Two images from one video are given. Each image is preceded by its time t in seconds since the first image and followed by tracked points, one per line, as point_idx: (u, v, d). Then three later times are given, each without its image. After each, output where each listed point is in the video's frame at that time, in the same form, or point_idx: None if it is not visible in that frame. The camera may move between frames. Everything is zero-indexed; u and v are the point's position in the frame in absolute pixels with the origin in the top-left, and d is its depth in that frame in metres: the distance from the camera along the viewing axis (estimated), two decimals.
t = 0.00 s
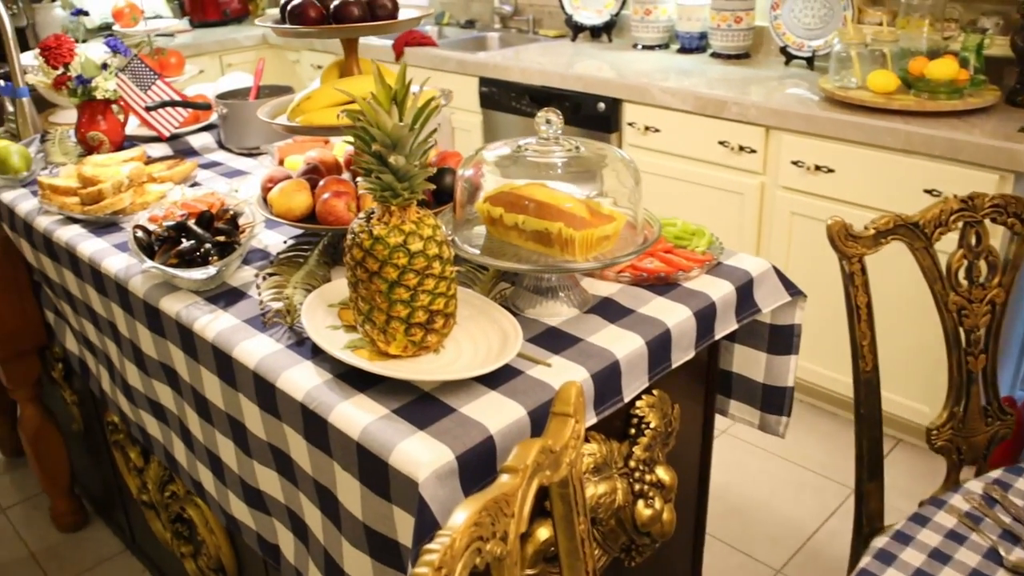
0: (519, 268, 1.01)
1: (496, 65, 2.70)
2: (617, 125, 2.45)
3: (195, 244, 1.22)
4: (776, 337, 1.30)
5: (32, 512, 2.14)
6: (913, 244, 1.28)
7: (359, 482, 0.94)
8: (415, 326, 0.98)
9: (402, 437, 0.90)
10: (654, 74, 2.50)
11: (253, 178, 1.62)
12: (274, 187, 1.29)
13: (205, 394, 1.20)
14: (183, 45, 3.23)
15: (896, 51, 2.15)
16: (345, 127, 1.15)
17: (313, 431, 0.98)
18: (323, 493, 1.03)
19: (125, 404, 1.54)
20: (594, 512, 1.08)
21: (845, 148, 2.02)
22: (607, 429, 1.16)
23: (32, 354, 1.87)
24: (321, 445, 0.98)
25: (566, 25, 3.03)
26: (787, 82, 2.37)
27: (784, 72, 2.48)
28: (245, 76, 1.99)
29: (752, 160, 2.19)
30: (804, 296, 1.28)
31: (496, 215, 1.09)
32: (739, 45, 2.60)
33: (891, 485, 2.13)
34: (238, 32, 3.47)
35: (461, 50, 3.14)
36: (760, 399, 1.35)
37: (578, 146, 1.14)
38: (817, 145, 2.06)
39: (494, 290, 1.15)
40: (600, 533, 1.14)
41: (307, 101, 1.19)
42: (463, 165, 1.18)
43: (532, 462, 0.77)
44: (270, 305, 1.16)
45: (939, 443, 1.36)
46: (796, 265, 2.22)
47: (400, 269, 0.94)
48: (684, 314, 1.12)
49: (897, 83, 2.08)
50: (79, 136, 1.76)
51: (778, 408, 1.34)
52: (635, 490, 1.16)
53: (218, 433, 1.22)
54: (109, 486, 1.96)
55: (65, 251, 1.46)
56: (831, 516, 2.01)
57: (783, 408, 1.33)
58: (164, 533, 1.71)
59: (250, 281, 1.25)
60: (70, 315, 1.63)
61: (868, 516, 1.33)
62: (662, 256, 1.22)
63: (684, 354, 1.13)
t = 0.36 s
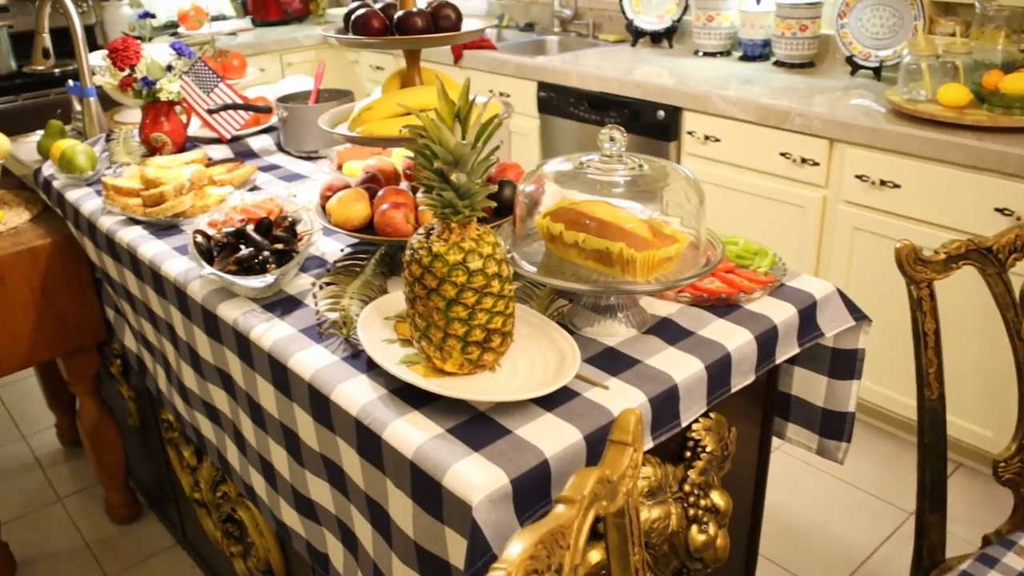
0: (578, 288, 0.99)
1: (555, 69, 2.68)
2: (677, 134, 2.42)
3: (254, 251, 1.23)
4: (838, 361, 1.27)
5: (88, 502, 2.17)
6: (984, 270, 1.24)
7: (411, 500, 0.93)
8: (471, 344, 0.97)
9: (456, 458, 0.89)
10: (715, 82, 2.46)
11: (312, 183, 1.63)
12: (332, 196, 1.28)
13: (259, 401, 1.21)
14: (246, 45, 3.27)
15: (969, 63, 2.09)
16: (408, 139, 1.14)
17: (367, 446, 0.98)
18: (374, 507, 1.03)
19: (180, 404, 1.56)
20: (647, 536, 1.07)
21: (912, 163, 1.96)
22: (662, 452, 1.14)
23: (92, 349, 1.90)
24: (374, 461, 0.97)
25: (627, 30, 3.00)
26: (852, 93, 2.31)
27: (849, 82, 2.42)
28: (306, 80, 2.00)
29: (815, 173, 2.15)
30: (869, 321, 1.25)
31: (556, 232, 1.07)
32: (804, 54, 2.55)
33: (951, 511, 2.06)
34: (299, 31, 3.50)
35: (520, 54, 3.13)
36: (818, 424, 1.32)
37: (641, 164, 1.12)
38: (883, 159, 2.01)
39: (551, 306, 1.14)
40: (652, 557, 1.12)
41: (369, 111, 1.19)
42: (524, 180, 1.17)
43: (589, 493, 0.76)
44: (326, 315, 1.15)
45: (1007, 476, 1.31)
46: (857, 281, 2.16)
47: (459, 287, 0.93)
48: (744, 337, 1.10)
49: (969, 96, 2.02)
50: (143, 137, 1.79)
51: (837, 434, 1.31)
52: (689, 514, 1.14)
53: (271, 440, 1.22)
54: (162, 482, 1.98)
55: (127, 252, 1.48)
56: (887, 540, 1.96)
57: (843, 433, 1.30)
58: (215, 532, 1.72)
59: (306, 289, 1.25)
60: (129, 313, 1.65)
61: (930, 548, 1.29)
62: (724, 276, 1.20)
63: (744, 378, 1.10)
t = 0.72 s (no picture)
0: (628, 310, 0.99)
1: (600, 76, 2.67)
2: (722, 144, 2.40)
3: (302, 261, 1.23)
4: (888, 386, 1.24)
5: (129, 498, 2.20)
6: None
7: (455, 519, 0.93)
8: (519, 363, 0.96)
9: (503, 479, 0.88)
10: (762, 92, 2.44)
11: (358, 190, 1.63)
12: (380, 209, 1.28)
13: (304, 411, 1.21)
14: (292, 45, 3.30)
15: None
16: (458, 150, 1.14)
17: (412, 462, 0.98)
18: (417, 522, 1.03)
19: (224, 408, 1.57)
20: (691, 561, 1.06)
21: (964, 180, 1.92)
22: (706, 475, 1.13)
23: (137, 347, 1.92)
24: (419, 477, 0.97)
25: (673, 37, 2.98)
26: (903, 106, 2.28)
27: (900, 95, 2.38)
28: (353, 84, 2.01)
29: (863, 187, 2.11)
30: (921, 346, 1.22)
31: (606, 250, 1.06)
32: (854, 65, 2.51)
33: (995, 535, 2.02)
34: (345, 32, 3.52)
35: (565, 59, 3.12)
36: (865, 447, 1.30)
37: (694, 184, 1.10)
38: (933, 175, 1.97)
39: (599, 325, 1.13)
40: None
41: (419, 124, 1.19)
42: (574, 197, 1.16)
43: (638, 523, 0.74)
44: (373, 327, 1.16)
45: None
46: (904, 297, 2.13)
47: (509, 306, 0.93)
48: (794, 361, 1.08)
49: None
50: (191, 140, 1.80)
51: (885, 458, 1.28)
52: (733, 539, 1.14)
53: (314, 449, 1.23)
54: (202, 481, 1.99)
55: (175, 256, 1.49)
56: (929, 563, 1.92)
57: (890, 458, 1.27)
58: (253, 533, 1.73)
59: (353, 300, 1.25)
60: (175, 315, 1.67)
61: None
62: (773, 298, 1.18)
63: (792, 403, 1.08)
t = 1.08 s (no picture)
0: (670, 337, 0.98)
1: (637, 85, 2.65)
2: (760, 156, 2.38)
3: (340, 275, 1.23)
4: (929, 414, 1.22)
5: (161, 497, 2.22)
6: None
7: (489, 544, 0.92)
8: (558, 388, 0.96)
9: (540, 507, 0.88)
10: (802, 104, 2.41)
11: (395, 200, 1.63)
12: (419, 224, 1.28)
13: (339, 425, 1.21)
14: (329, 48, 3.31)
15: None
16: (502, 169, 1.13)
17: (448, 485, 0.97)
18: (451, 544, 1.02)
19: (258, 415, 1.57)
20: None
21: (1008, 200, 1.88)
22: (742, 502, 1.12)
23: (172, 350, 1.93)
24: (454, 500, 0.97)
25: (712, 46, 2.96)
26: (946, 121, 2.24)
27: (943, 109, 2.35)
28: (391, 92, 2.01)
29: (903, 205, 2.08)
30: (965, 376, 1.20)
31: (647, 274, 1.05)
32: (896, 78, 2.47)
33: None
34: (382, 35, 3.53)
35: (601, 66, 3.11)
36: (903, 476, 1.28)
37: (737, 208, 1.09)
38: (976, 195, 1.92)
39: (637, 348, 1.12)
40: None
41: (461, 140, 1.18)
42: (616, 218, 1.15)
43: (678, 560, 0.73)
44: (410, 344, 1.15)
45: None
46: (943, 317, 2.10)
47: (549, 332, 0.92)
48: (835, 390, 1.06)
49: None
50: (230, 145, 1.82)
51: (923, 487, 1.26)
52: (768, 567, 1.13)
53: (348, 463, 1.23)
54: (232, 483, 2.00)
55: (213, 264, 1.50)
56: None
57: (929, 488, 1.25)
58: (283, 539, 1.73)
59: (390, 315, 1.25)
60: (211, 320, 1.67)
61: None
62: (815, 324, 1.17)
63: (832, 433, 1.07)
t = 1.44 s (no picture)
0: (700, 362, 0.97)
1: (669, 93, 2.64)
2: (793, 168, 2.36)
3: (369, 287, 1.23)
4: (961, 441, 1.20)
5: (186, 496, 2.23)
6: None
7: (513, 566, 0.92)
8: (586, 412, 0.95)
9: (565, 532, 0.87)
10: (836, 116, 2.38)
11: (425, 210, 1.63)
12: (449, 237, 1.28)
13: (365, 438, 1.21)
14: (362, 49, 3.33)
15: None
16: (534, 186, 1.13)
17: (473, 505, 0.97)
18: (474, 563, 1.02)
19: (284, 422, 1.58)
20: None
21: None
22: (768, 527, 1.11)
23: (200, 352, 1.95)
24: (479, 520, 0.97)
25: (745, 55, 2.93)
26: (983, 136, 2.20)
27: (981, 124, 2.31)
28: (423, 100, 2.01)
29: (938, 221, 2.05)
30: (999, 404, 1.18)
31: (678, 296, 1.04)
32: (933, 90, 2.44)
33: None
34: (414, 38, 3.54)
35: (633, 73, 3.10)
36: (933, 503, 1.26)
37: (771, 231, 1.07)
38: (1013, 213, 1.89)
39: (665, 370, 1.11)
40: None
41: (493, 156, 1.18)
42: (648, 238, 1.15)
43: None
44: (437, 360, 1.15)
45: None
46: (976, 336, 2.06)
47: (578, 355, 0.91)
48: (866, 418, 1.05)
49: None
50: (262, 150, 1.83)
51: (953, 516, 1.24)
52: None
53: (373, 475, 1.23)
54: (257, 486, 2.01)
55: (243, 271, 1.51)
56: None
57: (959, 516, 1.23)
58: (306, 545, 1.74)
59: (418, 328, 1.25)
60: (239, 326, 1.68)
61: None
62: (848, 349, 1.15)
63: (862, 460, 1.05)
